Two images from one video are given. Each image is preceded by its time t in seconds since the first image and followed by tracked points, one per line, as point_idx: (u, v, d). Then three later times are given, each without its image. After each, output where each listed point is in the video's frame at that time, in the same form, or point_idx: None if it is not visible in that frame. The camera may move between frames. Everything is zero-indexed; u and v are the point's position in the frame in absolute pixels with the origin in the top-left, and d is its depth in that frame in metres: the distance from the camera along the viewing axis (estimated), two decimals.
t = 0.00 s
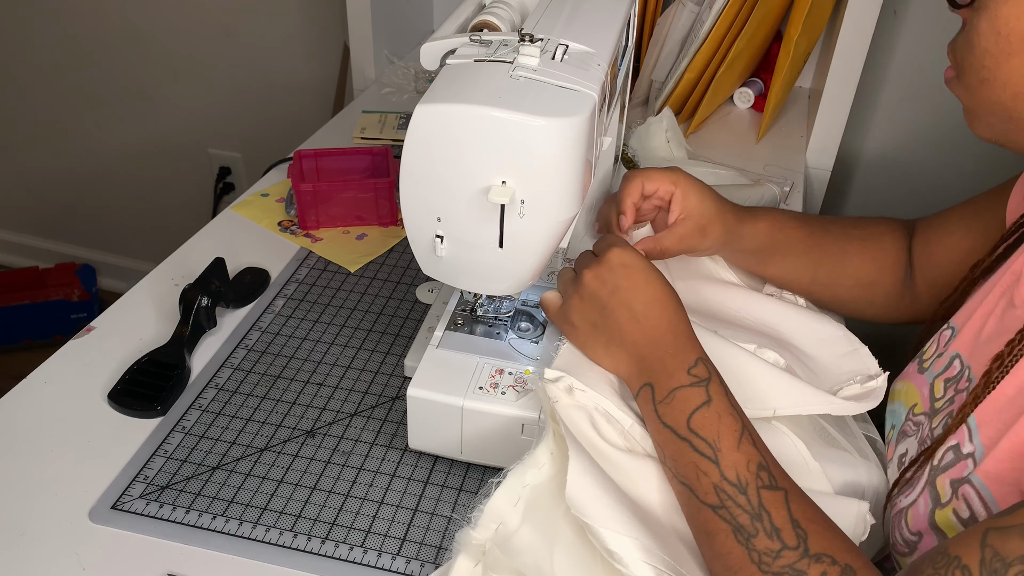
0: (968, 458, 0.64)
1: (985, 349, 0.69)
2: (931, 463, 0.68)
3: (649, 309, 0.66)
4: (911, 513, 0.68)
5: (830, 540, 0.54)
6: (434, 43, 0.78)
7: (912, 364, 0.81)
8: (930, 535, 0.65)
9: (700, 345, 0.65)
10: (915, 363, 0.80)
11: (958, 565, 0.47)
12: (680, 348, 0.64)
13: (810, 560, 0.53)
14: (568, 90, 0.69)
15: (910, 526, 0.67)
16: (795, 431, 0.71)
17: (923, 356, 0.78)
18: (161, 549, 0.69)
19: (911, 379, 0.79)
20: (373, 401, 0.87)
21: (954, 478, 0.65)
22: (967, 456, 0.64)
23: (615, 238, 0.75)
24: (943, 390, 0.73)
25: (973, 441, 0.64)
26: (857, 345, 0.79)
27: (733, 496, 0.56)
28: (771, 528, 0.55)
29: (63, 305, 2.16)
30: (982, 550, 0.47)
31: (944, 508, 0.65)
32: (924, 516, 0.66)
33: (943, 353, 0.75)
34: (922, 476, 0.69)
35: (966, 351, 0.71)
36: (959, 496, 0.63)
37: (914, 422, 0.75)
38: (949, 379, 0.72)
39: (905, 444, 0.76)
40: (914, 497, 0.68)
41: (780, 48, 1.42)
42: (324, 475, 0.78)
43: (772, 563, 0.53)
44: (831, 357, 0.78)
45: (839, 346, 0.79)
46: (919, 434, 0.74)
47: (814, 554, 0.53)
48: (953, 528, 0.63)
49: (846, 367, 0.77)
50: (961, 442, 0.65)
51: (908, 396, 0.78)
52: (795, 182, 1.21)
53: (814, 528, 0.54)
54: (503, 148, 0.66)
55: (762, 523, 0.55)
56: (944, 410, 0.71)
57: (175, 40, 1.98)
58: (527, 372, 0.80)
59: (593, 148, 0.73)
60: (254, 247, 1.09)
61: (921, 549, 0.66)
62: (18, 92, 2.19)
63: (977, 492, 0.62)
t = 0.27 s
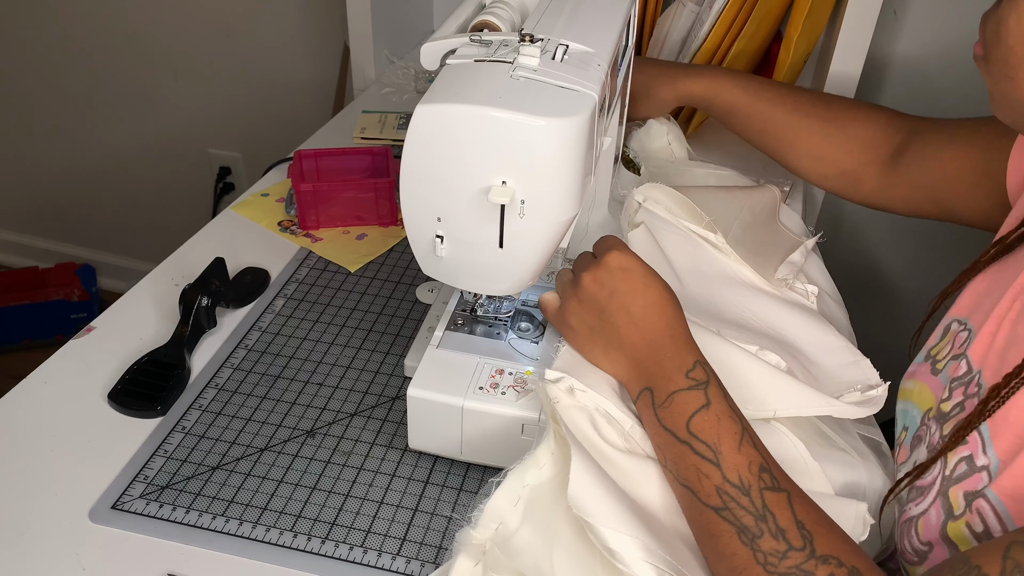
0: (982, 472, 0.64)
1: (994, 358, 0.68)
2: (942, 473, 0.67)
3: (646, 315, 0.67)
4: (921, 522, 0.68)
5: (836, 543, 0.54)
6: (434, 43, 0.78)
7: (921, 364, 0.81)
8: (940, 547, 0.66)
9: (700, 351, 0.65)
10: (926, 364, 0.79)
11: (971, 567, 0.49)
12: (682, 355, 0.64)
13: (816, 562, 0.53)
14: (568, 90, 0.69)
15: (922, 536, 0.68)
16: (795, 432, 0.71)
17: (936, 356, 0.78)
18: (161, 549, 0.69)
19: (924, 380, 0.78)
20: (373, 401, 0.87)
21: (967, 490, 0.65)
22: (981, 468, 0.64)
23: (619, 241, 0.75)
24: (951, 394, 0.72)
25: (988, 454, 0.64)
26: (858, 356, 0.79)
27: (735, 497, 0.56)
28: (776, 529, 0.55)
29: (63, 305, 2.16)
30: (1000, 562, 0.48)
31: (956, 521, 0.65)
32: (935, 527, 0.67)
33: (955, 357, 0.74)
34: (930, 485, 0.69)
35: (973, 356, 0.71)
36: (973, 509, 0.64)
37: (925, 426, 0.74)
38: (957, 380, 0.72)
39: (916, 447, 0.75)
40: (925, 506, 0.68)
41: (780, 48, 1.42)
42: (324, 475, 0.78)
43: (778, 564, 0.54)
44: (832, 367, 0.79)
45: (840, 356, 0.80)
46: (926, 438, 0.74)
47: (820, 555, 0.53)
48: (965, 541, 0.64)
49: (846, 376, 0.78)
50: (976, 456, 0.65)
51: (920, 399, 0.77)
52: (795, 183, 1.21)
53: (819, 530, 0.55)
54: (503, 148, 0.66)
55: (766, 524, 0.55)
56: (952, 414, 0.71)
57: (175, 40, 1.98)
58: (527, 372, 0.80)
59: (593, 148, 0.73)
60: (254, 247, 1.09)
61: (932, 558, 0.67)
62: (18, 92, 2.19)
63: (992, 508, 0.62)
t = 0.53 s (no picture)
0: (989, 484, 0.64)
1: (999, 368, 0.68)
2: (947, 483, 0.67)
3: (646, 318, 0.67)
4: (927, 531, 0.68)
5: (837, 547, 0.54)
6: (434, 43, 0.78)
7: (921, 368, 0.81)
8: (946, 557, 0.66)
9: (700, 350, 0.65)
10: (926, 368, 0.79)
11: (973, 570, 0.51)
12: (682, 355, 0.64)
13: (817, 567, 0.53)
14: (568, 90, 0.69)
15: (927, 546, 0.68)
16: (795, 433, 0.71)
17: (936, 361, 0.78)
18: (161, 549, 0.69)
19: (924, 385, 0.78)
20: (373, 401, 0.87)
21: (973, 501, 0.65)
22: (988, 479, 0.64)
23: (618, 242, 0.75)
24: (956, 401, 0.72)
25: (995, 464, 0.63)
26: (857, 356, 0.80)
27: (735, 501, 0.56)
28: (776, 533, 0.55)
29: (63, 305, 2.16)
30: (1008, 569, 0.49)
31: (963, 531, 0.65)
32: (941, 536, 0.67)
33: (956, 363, 0.74)
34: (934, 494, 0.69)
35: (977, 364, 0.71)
36: (979, 521, 0.64)
37: (928, 433, 0.74)
38: (961, 390, 0.72)
39: (918, 453, 0.75)
40: (930, 516, 0.69)
41: (780, 48, 1.42)
42: (324, 475, 0.78)
43: (778, 569, 0.53)
44: (832, 368, 0.79)
45: (840, 356, 0.80)
46: (930, 446, 0.74)
47: (820, 560, 0.53)
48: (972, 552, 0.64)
49: (846, 376, 0.78)
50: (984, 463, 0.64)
51: (921, 405, 0.77)
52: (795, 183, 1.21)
53: (820, 534, 0.54)
54: (503, 148, 0.66)
55: (766, 528, 0.55)
56: (957, 423, 0.71)
57: (175, 40, 1.98)
58: (527, 372, 0.80)
59: (593, 148, 0.73)
60: (254, 247, 1.09)
61: (938, 568, 0.67)
62: (18, 92, 2.19)
63: (999, 520, 0.62)
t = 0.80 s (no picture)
0: (994, 485, 0.63)
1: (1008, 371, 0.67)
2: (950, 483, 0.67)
3: (644, 318, 0.67)
4: (931, 531, 0.68)
5: (838, 547, 0.54)
6: (434, 43, 0.78)
7: (926, 367, 0.80)
8: (949, 557, 0.66)
9: (699, 351, 0.65)
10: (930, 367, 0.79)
11: None
12: (681, 355, 0.64)
13: (818, 567, 0.53)
14: (568, 90, 0.69)
15: (930, 546, 0.68)
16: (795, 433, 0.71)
17: (942, 360, 0.78)
18: (161, 549, 0.69)
19: (928, 384, 0.78)
20: (373, 401, 0.87)
21: (977, 502, 0.65)
22: (993, 481, 0.64)
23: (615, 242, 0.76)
24: (962, 401, 0.72)
25: (1000, 465, 0.63)
26: (859, 359, 0.79)
27: (735, 501, 0.56)
28: (776, 534, 0.55)
29: (63, 305, 2.16)
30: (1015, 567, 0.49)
31: (967, 532, 0.65)
32: (944, 537, 0.67)
33: (959, 362, 0.74)
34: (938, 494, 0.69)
35: (984, 366, 0.70)
36: (982, 523, 0.63)
37: (932, 433, 0.74)
38: (968, 391, 0.71)
39: (920, 452, 0.75)
40: (933, 515, 0.68)
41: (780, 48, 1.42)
42: (324, 475, 0.78)
43: (778, 569, 0.53)
44: (832, 369, 0.79)
45: (841, 357, 0.80)
46: (934, 446, 0.73)
47: (820, 561, 0.53)
48: (974, 553, 0.64)
49: (846, 377, 0.78)
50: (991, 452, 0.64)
51: (925, 404, 0.77)
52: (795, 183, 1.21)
53: (820, 534, 0.54)
54: (503, 148, 0.66)
55: (766, 529, 0.55)
56: (963, 423, 0.70)
57: (175, 40, 1.98)
58: (527, 372, 0.80)
59: (593, 148, 0.73)
60: (254, 247, 1.09)
61: (940, 568, 0.67)
62: (18, 92, 2.19)
63: (1003, 521, 0.62)
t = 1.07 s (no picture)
0: (980, 476, 0.64)
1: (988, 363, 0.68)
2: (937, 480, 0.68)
3: (644, 318, 0.67)
4: (919, 527, 0.68)
5: (836, 548, 0.54)
6: (434, 43, 0.78)
7: (907, 368, 0.81)
8: (940, 551, 0.66)
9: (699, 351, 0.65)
10: (911, 366, 0.80)
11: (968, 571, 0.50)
12: (680, 357, 0.64)
13: (817, 569, 0.53)
14: (568, 90, 0.69)
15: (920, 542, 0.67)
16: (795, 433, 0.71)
17: (920, 359, 0.78)
18: (162, 549, 0.69)
19: (909, 382, 0.78)
20: (373, 401, 0.87)
21: (964, 495, 0.65)
22: (978, 473, 0.65)
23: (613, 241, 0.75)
24: (947, 398, 0.72)
25: (985, 457, 0.64)
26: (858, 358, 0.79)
27: (734, 503, 0.56)
28: (776, 536, 0.54)
29: (63, 305, 2.16)
30: (999, 567, 0.48)
31: (955, 525, 0.65)
32: (933, 532, 0.67)
33: (938, 357, 0.75)
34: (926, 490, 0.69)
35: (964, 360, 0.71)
36: (971, 515, 0.64)
37: (917, 430, 0.74)
38: (952, 388, 0.72)
39: (904, 449, 0.75)
40: (921, 510, 0.68)
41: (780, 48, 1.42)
42: (324, 475, 0.78)
43: (777, 571, 0.53)
44: (832, 368, 0.79)
45: (841, 356, 0.79)
46: (920, 443, 0.73)
47: (820, 562, 0.53)
48: (964, 547, 0.64)
49: (846, 377, 0.77)
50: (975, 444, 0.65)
51: (907, 401, 0.77)
52: (795, 183, 1.21)
53: (819, 536, 0.54)
54: (503, 148, 0.66)
55: (766, 531, 0.55)
56: (948, 419, 0.71)
57: (175, 40, 1.98)
58: (527, 372, 0.80)
59: (593, 148, 0.73)
60: (254, 247, 1.09)
61: (930, 564, 0.66)
62: (18, 92, 2.19)
63: (989, 512, 0.62)
